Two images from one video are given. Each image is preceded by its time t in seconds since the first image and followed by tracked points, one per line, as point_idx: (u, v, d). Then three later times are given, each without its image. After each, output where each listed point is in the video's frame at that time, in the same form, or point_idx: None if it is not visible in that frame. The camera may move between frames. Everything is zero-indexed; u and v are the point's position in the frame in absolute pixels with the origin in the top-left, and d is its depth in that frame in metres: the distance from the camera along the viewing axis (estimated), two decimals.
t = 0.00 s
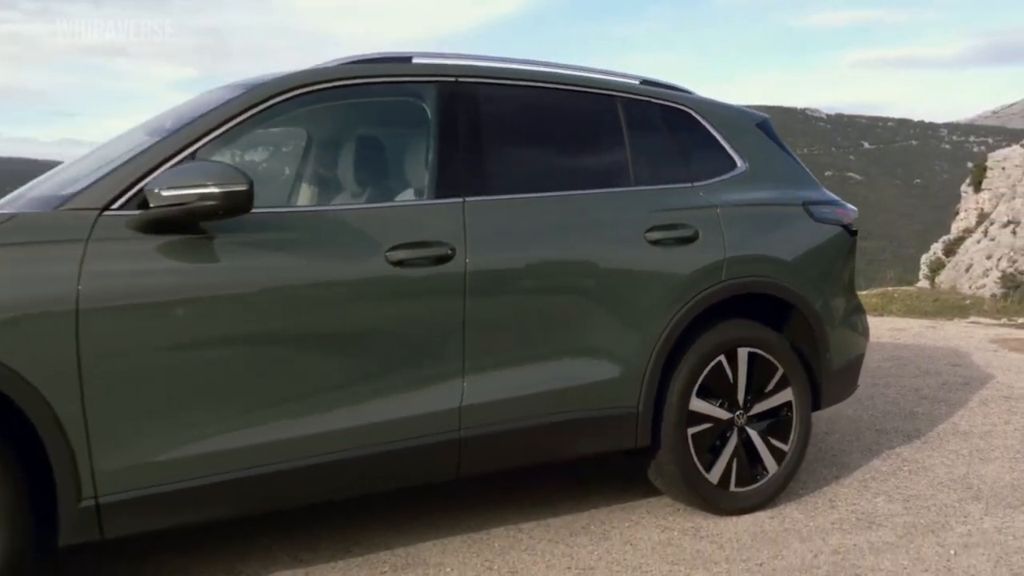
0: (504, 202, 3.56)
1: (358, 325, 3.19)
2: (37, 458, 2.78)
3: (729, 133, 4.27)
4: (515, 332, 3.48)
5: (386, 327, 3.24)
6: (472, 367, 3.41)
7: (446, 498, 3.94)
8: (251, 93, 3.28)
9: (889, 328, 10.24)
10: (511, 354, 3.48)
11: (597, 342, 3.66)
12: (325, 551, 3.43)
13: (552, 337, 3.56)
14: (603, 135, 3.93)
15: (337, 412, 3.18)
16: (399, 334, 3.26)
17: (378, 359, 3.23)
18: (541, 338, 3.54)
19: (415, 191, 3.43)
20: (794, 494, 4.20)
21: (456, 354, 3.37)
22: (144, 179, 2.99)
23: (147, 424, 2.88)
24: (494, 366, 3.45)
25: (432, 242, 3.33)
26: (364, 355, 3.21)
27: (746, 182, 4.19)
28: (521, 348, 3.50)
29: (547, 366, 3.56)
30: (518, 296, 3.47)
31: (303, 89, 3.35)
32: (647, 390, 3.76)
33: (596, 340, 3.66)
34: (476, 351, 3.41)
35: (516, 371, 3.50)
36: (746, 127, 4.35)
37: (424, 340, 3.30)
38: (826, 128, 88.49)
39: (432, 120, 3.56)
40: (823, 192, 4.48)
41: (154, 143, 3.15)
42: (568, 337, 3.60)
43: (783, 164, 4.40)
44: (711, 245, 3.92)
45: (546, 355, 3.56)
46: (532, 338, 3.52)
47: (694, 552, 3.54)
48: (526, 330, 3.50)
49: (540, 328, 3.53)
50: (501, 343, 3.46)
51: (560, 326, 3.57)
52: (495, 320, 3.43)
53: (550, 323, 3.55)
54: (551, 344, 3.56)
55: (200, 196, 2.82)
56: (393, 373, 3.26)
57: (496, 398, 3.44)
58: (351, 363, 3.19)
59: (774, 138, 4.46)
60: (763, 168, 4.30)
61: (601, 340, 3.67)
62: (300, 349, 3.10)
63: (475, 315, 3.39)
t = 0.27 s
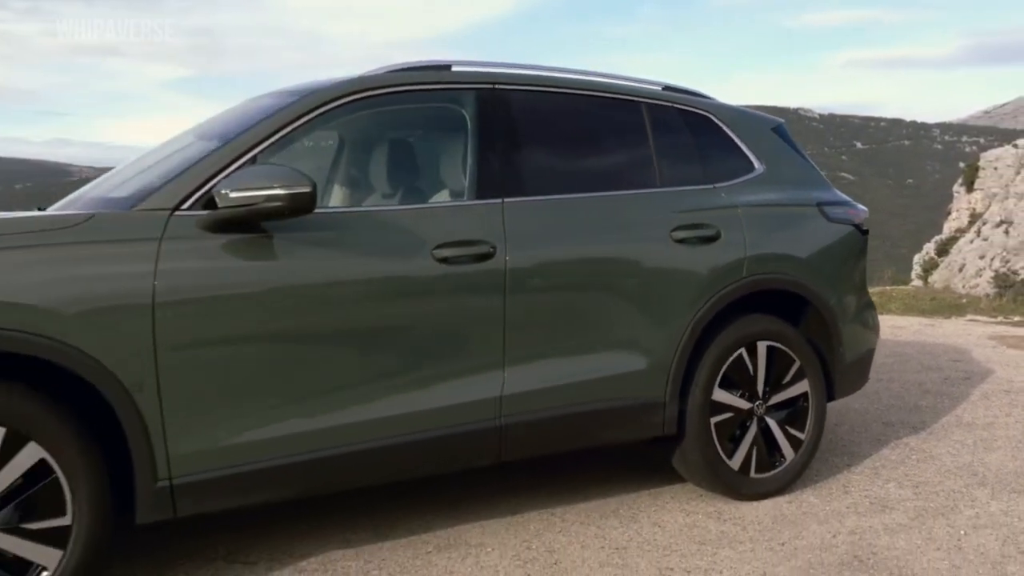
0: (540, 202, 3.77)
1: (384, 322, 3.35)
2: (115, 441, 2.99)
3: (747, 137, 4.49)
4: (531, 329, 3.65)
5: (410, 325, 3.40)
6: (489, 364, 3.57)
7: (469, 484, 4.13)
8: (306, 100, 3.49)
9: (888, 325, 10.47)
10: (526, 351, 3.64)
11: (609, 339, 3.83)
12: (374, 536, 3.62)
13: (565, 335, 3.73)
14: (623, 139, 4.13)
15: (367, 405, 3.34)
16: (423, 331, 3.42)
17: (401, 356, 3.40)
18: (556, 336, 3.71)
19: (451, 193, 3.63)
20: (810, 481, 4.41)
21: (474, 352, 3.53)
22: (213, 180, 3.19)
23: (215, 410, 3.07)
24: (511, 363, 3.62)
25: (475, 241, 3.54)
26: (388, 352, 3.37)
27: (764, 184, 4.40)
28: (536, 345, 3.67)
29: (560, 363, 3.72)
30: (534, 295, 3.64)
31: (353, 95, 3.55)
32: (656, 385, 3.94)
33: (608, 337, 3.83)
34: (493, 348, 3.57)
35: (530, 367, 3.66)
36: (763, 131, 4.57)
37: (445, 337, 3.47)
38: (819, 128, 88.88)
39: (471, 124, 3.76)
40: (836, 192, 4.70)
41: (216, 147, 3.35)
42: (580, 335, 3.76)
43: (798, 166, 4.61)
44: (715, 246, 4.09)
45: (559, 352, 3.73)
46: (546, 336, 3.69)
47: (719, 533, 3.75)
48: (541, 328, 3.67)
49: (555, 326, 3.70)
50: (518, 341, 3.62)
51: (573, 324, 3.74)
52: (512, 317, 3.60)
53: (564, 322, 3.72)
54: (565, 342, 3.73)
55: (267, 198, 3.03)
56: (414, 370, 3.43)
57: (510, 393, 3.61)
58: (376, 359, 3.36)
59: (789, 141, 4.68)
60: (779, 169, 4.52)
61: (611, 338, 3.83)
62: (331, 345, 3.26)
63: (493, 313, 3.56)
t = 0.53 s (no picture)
0: (566, 203, 3.95)
1: (402, 315, 3.50)
2: (173, 426, 3.17)
3: (758, 141, 4.68)
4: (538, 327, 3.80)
5: (424, 320, 3.55)
6: (494, 361, 3.72)
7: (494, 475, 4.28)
8: (345, 105, 3.66)
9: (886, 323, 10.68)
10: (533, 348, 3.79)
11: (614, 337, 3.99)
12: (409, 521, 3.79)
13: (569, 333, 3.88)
14: (641, 142, 4.32)
15: (388, 399, 3.50)
16: (437, 327, 3.57)
17: (414, 352, 3.54)
18: (561, 333, 3.86)
19: (476, 195, 3.81)
20: (819, 470, 4.60)
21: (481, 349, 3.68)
22: (261, 181, 3.37)
23: (263, 398, 3.24)
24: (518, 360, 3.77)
25: (505, 240, 3.72)
26: (400, 348, 3.51)
27: (775, 185, 4.60)
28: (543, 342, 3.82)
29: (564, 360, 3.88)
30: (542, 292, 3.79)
31: (388, 101, 3.73)
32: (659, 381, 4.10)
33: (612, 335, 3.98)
34: (501, 346, 3.72)
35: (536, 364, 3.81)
36: (774, 135, 4.76)
37: (456, 334, 3.62)
38: (813, 129, 89.24)
39: (499, 129, 3.95)
40: (843, 193, 4.89)
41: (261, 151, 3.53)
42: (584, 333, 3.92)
43: (807, 169, 4.80)
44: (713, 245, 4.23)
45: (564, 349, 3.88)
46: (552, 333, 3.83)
47: (736, 518, 3.93)
48: (547, 325, 3.82)
49: (560, 323, 3.85)
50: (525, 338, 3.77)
51: (578, 322, 3.89)
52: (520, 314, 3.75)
53: (569, 319, 3.87)
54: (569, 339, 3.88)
55: (314, 199, 3.21)
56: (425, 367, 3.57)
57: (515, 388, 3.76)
58: (391, 356, 3.50)
59: (799, 144, 4.87)
60: (790, 171, 4.71)
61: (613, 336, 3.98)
62: (352, 340, 3.41)
63: (503, 308, 3.71)
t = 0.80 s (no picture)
0: (590, 203, 4.17)
1: (405, 314, 3.64)
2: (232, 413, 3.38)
3: (769, 143, 4.91)
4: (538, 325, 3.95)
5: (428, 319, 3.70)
6: (494, 361, 3.87)
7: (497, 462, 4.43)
8: (384, 111, 3.88)
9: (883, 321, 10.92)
10: (531, 347, 3.95)
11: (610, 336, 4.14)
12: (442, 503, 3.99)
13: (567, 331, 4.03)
14: (659, 145, 4.55)
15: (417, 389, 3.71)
16: (441, 326, 3.73)
17: (418, 351, 3.69)
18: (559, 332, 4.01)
19: (503, 195, 4.01)
20: (827, 458, 4.82)
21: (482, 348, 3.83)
22: (309, 182, 3.57)
23: (311, 386, 3.46)
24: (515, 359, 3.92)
25: (535, 238, 3.94)
26: (406, 346, 3.66)
27: (785, 186, 4.82)
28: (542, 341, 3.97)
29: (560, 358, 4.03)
30: (541, 290, 3.93)
31: (424, 107, 3.95)
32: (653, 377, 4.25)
33: (606, 335, 4.13)
34: (500, 344, 3.87)
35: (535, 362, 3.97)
36: (784, 137, 4.99)
37: (459, 333, 3.77)
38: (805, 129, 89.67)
39: (527, 133, 4.17)
40: (850, 194, 5.12)
41: (306, 154, 3.74)
42: (581, 332, 4.07)
43: (816, 170, 5.03)
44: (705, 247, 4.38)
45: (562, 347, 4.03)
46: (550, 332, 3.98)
47: (751, 501, 4.15)
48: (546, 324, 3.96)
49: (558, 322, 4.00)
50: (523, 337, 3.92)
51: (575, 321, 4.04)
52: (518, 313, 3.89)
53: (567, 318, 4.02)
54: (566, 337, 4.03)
55: (363, 199, 3.42)
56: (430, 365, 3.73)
57: (514, 383, 3.91)
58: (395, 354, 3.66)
59: (807, 147, 5.10)
60: (799, 173, 4.94)
61: (610, 335, 4.14)
62: (359, 337, 3.55)
63: (501, 307, 3.85)
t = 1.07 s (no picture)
0: (613, 203, 4.39)
1: (406, 314, 3.76)
2: (282, 400, 3.59)
3: (778, 146, 5.14)
4: (530, 325, 4.08)
5: (430, 319, 3.83)
6: (488, 360, 3.99)
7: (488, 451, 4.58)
8: (419, 117, 4.10)
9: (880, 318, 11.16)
10: (524, 347, 4.08)
11: (598, 335, 4.28)
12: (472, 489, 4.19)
13: (558, 332, 4.16)
14: (676, 148, 4.78)
15: (437, 382, 3.87)
16: (475, 320, 3.94)
17: (417, 351, 3.81)
18: (550, 332, 4.14)
19: (526, 196, 4.22)
20: (835, 446, 5.05)
21: (478, 347, 3.96)
22: (353, 183, 3.79)
23: (353, 376, 3.66)
24: (508, 359, 4.05)
25: (562, 236, 4.16)
26: (443, 338, 3.87)
27: (795, 186, 5.05)
28: (534, 341, 4.10)
29: (551, 358, 4.16)
30: (536, 290, 4.07)
31: (456, 112, 4.17)
32: (639, 375, 4.39)
33: (595, 334, 4.27)
34: (493, 344, 4.00)
35: (527, 361, 4.10)
36: (793, 140, 5.22)
37: (458, 333, 3.89)
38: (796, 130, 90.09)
39: (552, 136, 4.40)
40: (855, 194, 5.36)
41: (348, 157, 3.95)
42: (571, 332, 4.20)
43: (823, 171, 5.26)
44: (693, 249, 4.51)
45: (552, 346, 4.16)
46: (543, 332, 4.12)
47: (766, 485, 4.37)
48: (538, 324, 4.10)
49: (549, 321, 4.13)
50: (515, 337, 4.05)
51: (565, 322, 4.17)
52: (513, 313, 4.02)
53: (558, 319, 4.15)
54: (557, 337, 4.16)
55: (406, 199, 3.63)
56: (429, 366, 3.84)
57: (505, 380, 4.04)
58: (395, 355, 3.77)
59: (815, 149, 5.33)
60: (808, 174, 5.17)
61: (599, 334, 4.28)
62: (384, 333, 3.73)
63: (495, 307, 3.97)
